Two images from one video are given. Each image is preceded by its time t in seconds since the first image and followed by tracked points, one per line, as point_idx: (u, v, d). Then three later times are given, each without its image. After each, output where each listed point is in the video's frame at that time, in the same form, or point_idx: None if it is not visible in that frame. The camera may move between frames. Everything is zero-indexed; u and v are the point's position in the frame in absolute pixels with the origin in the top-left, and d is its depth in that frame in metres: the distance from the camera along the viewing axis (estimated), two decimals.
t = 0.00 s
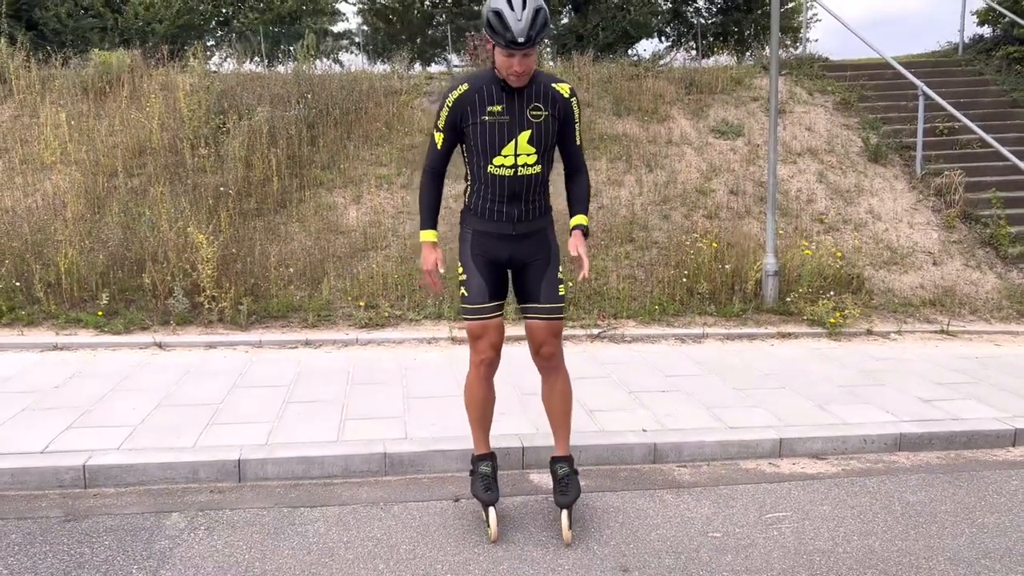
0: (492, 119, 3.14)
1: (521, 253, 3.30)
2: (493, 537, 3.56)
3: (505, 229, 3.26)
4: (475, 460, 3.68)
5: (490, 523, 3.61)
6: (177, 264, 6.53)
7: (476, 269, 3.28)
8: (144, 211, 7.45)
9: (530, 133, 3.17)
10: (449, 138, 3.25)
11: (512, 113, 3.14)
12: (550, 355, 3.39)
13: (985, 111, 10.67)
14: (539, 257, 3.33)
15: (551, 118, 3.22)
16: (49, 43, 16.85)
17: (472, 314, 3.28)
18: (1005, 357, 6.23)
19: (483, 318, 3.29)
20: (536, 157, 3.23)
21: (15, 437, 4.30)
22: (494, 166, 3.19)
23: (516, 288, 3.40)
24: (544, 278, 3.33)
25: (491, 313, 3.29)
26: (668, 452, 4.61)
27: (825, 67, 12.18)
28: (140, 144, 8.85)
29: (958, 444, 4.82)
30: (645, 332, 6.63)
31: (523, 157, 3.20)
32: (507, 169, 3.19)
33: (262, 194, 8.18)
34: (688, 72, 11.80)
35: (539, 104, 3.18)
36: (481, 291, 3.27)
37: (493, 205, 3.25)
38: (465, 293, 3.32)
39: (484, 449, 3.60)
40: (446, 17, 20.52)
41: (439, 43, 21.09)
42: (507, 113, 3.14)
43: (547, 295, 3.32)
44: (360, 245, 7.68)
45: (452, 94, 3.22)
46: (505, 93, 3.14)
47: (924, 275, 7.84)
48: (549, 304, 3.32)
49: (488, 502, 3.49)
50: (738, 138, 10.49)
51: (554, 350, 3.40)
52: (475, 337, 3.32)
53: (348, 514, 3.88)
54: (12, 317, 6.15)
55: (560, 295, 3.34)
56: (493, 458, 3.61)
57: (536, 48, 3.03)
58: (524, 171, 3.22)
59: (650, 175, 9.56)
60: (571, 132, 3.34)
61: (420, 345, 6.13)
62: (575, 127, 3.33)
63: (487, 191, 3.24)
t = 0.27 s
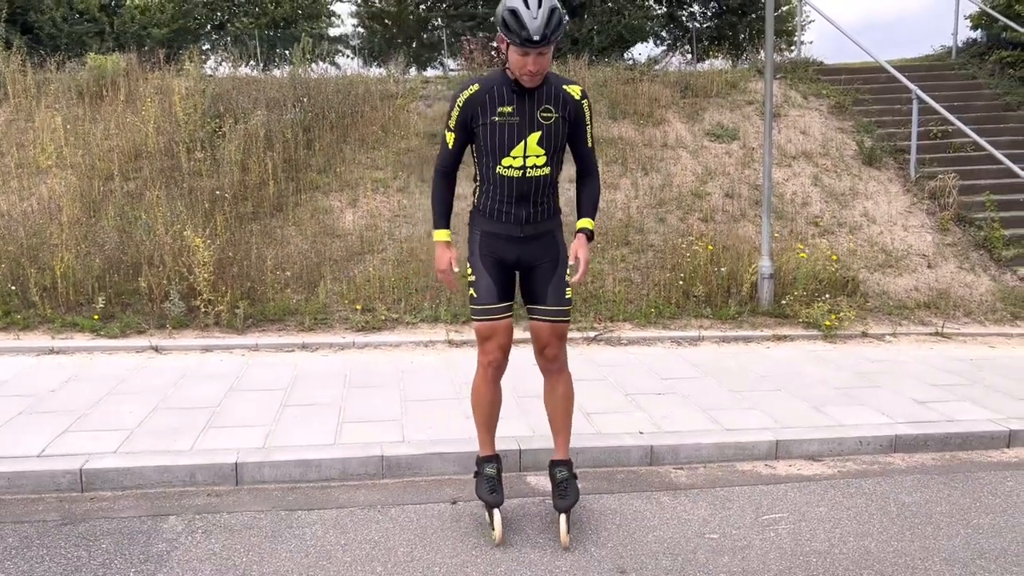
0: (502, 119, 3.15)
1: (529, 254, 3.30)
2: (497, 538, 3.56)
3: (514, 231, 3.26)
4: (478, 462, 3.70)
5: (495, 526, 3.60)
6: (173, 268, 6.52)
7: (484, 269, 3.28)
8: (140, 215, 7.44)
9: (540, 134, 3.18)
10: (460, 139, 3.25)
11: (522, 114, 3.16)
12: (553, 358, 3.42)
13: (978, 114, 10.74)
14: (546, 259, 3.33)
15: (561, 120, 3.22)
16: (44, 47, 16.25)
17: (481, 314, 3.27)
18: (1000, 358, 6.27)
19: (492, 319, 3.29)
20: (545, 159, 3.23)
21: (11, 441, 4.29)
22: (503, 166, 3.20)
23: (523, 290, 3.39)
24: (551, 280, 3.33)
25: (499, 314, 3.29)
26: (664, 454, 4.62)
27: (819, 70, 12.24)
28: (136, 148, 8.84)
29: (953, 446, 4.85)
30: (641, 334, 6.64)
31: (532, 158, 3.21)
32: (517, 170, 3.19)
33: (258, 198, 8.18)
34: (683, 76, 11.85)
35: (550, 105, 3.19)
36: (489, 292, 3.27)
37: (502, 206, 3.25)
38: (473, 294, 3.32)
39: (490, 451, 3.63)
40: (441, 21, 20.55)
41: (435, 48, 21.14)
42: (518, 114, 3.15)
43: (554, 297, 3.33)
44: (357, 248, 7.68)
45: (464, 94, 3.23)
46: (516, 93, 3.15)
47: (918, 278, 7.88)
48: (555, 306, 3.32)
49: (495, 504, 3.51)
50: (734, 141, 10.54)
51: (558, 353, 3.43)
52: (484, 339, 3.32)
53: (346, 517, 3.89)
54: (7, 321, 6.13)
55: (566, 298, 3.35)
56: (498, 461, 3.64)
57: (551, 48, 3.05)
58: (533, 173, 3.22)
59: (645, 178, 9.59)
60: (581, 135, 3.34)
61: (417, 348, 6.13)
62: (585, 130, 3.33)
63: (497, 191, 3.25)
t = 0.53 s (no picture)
0: (501, 126, 3.17)
1: (534, 259, 3.30)
2: (489, 541, 3.56)
3: (517, 237, 3.27)
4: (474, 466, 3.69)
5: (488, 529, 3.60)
6: (165, 271, 6.49)
7: (487, 276, 3.29)
8: (131, 218, 7.40)
9: (539, 139, 3.19)
10: (459, 147, 3.27)
11: (520, 120, 3.17)
12: (573, 364, 3.36)
13: (967, 117, 10.81)
14: (552, 262, 3.32)
15: (560, 124, 3.24)
16: (34, 51, 16.38)
17: (481, 321, 3.28)
18: (990, 360, 6.31)
19: (490, 325, 3.28)
20: (546, 164, 3.24)
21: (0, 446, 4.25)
22: (504, 173, 3.21)
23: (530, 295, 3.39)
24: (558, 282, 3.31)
25: (498, 321, 3.29)
26: (657, 456, 4.63)
27: (810, 74, 12.31)
28: (127, 151, 8.80)
29: (944, 447, 4.87)
30: (634, 337, 6.65)
31: (532, 164, 3.22)
32: (518, 176, 3.21)
33: (250, 201, 8.16)
34: (675, 79, 11.89)
35: (547, 110, 3.20)
36: (492, 299, 3.28)
37: (504, 213, 3.26)
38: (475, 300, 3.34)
39: (485, 454, 3.63)
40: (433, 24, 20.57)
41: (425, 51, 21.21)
42: (516, 120, 3.17)
43: (563, 298, 3.31)
44: (349, 251, 7.66)
45: (461, 103, 3.25)
46: (513, 99, 3.17)
47: (909, 280, 7.93)
48: (566, 307, 3.30)
49: (489, 507, 3.51)
50: (725, 144, 10.58)
51: (577, 358, 3.37)
52: (482, 346, 3.31)
53: (339, 520, 3.87)
54: None
55: (576, 298, 3.33)
56: (493, 464, 3.63)
57: (543, 46, 3.07)
58: (534, 178, 3.23)
59: (638, 181, 9.61)
60: (580, 139, 3.35)
61: (410, 351, 6.12)
62: (584, 133, 3.34)
63: (498, 199, 3.26)
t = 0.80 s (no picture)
0: (527, 152, 3.16)
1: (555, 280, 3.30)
2: (482, 545, 3.53)
3: (539, 258, 3.27)
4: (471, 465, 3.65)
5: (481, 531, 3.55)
6: (152, 274, 6.45)
7: (508, 295, 3.29)
8: (118, 221, 7.35)
9: (564, 167, 3.20)
10: (483, 169, 3.26)
11: (546, 147, 3.17)
12: (602, 378, 3.37)
13: (953, 119, 10.90)
14: (574, 283, 3.33)
15: (585, 152, 3.24)
16: (20, 53, 16.32)
17: (498, 338, 3.26)
18: (975, 360, 6.35)
19: (506, 342, 3.27)
20: (570, 191, 3.25)
21: None
22: (528, 199, 3.21)
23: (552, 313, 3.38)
24: (580, 301, 3.31)
25: (515, 337, 3.27)
26: (647, 457, 4.63)
27: (797, 76, 12.38)
28: (114, 154, 8.75)
29: (931, 447, 4.90)
30: (623, 339, 6.65)
31: (556, 190, 3.22)
32: (541, 202, 3.21)
33: (238, 204, 8.13)
34: (663, 82, 11.93)
35: (574, 137, 3.20)
36: (512, 317, 3.28)
37: (526, 236, 3.26)
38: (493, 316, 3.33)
39: (484, 458, 3.58)
40: (422, 26, 20.56)
41: (415, 53, 20.81)
42: (543, 147, 3.16)
43: (586, 315, 3.31)
44: (338, 254, 7.63)
45: (488, 126, 3.21)
46: (541, 126, 3.16)
47: (896, 281, 7.97)
48: (592, 323, 3.31)
49: (485, 510, 3.50)
50: (713, 146, 10.62)
51: (606, 372, 3.38)
52: (497, 363, 3.27)
53: (328, 524, 3.86)
54: None
55: (601, 315, 3.33)
56: (491, 467, 3.59)
57: (578, 77, 3.06)
58: (557, 204, 3.23)
59: (627, 184, 9.64)
60: (605, 165, 3.35)
61: (399, 354, 6.11)
62: (609, 159, 3.34)
63: (521, 222, 3.26)
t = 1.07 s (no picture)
0: (561, 155, 3.16)
1: (574, 276, 3.34)
2: (473, 546, 3.50)
3: (559, 256, 3.30)
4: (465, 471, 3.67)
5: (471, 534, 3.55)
6: (138, 277, 6.40)
7: (526, 291, 3.31)
8: (103, 223, 7.29)
9: (596, 170, 3.22)
10: (512, 168, 3.23)
11: (580, 150, 3.18)
12: (611, 376, 3.39)
13: (938, 121, 11.00)
14: (592, 279, 3.36)
15: (616, 155, 3.27)
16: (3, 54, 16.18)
17: (513, 334, 3.28)
18: (960, 360, 6.41)
19: (517, 338, 3.29)
20: (597, 193, 3.28)
21: None
22: (557, 200, 3.22)
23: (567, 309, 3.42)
24: (598, 297, 3.35)
25: (526, 334, 3.30)
26: (636, 459, 4.63)
27: (784, 78, 12.46)
28: (99, 156, 8.68)
29: (918, 446, 4.93)
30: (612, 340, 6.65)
31: (585, 193, 3.25)
32: (570, 204, 3.23)
33: (225, 206, 8.08)
34: (651, 84, 11.97)
35: (607, 141, 3.22)
36: (529, 314, 3.29)
37: (550, 235, 3.29)
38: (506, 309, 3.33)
39: (479, 462, 3.61)
40: (410, 28, 20.54)
41: (403, 55, 20.77)
42: (576, 150, 3.17)
43: (603, 313, 3.34)
44: (326, 256, 7.60)
45: (522, 126, 3.19)
46: (576, 129, 3.16)
47: (882, 282, 8.03)
48: (606, 319, 3.33)
49: (477, 514, 3.49)
50: (701, 148, 10.66)
51: (615, 370, 3.40)
52: (505, 357, 3.31)
53: (316, 528, 3.84)
54: None
55: (616, 311, 3.37)
56: (484, 472, 3.62)
57: (620, 76, 3.09)
58: (585, 207, 3.26)
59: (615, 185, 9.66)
60: (630, 168, 3.40)
61: (387, 356, 6.08)
62: (635, 162, 3.39)
63: (547, 222, 3.27)
